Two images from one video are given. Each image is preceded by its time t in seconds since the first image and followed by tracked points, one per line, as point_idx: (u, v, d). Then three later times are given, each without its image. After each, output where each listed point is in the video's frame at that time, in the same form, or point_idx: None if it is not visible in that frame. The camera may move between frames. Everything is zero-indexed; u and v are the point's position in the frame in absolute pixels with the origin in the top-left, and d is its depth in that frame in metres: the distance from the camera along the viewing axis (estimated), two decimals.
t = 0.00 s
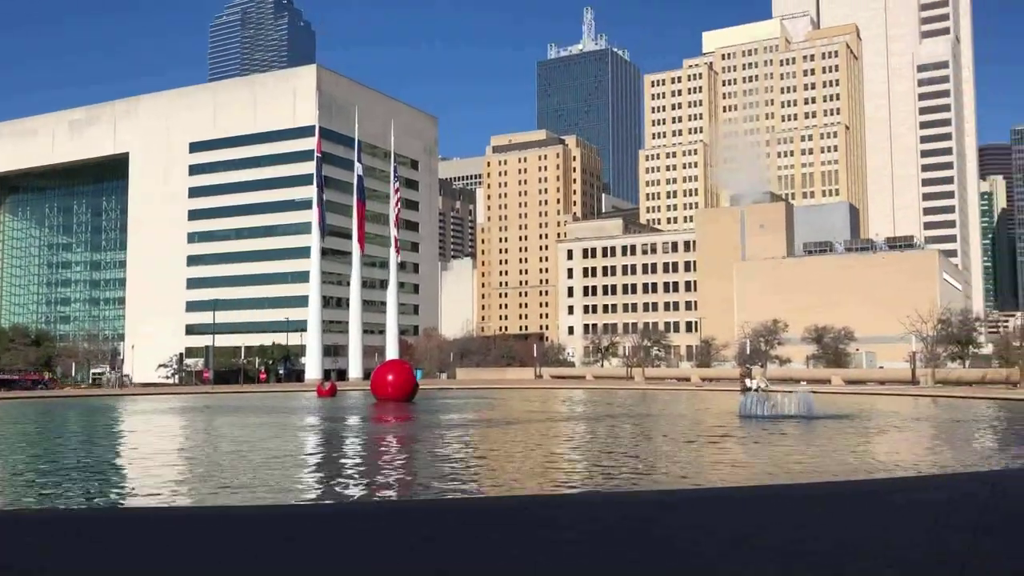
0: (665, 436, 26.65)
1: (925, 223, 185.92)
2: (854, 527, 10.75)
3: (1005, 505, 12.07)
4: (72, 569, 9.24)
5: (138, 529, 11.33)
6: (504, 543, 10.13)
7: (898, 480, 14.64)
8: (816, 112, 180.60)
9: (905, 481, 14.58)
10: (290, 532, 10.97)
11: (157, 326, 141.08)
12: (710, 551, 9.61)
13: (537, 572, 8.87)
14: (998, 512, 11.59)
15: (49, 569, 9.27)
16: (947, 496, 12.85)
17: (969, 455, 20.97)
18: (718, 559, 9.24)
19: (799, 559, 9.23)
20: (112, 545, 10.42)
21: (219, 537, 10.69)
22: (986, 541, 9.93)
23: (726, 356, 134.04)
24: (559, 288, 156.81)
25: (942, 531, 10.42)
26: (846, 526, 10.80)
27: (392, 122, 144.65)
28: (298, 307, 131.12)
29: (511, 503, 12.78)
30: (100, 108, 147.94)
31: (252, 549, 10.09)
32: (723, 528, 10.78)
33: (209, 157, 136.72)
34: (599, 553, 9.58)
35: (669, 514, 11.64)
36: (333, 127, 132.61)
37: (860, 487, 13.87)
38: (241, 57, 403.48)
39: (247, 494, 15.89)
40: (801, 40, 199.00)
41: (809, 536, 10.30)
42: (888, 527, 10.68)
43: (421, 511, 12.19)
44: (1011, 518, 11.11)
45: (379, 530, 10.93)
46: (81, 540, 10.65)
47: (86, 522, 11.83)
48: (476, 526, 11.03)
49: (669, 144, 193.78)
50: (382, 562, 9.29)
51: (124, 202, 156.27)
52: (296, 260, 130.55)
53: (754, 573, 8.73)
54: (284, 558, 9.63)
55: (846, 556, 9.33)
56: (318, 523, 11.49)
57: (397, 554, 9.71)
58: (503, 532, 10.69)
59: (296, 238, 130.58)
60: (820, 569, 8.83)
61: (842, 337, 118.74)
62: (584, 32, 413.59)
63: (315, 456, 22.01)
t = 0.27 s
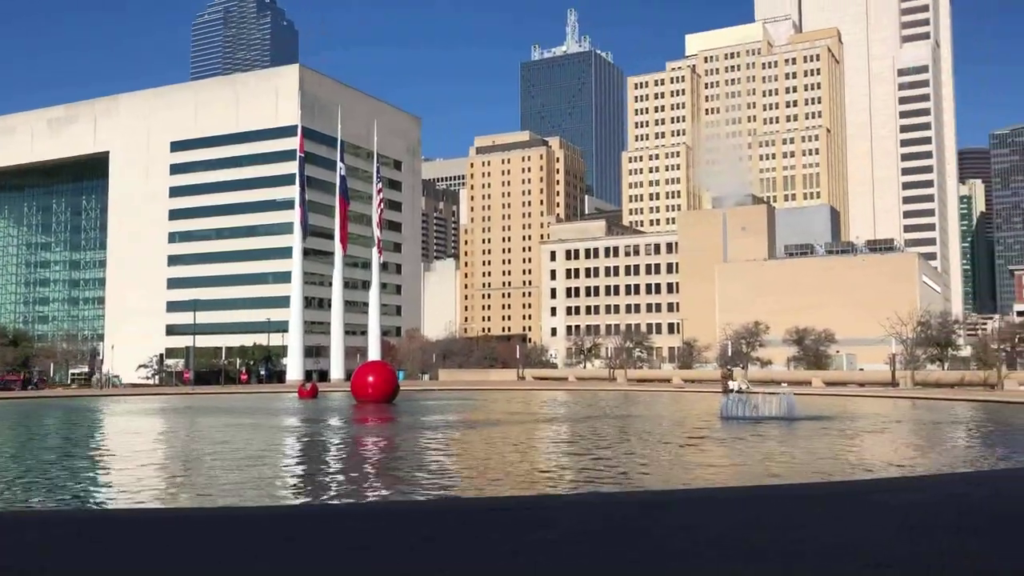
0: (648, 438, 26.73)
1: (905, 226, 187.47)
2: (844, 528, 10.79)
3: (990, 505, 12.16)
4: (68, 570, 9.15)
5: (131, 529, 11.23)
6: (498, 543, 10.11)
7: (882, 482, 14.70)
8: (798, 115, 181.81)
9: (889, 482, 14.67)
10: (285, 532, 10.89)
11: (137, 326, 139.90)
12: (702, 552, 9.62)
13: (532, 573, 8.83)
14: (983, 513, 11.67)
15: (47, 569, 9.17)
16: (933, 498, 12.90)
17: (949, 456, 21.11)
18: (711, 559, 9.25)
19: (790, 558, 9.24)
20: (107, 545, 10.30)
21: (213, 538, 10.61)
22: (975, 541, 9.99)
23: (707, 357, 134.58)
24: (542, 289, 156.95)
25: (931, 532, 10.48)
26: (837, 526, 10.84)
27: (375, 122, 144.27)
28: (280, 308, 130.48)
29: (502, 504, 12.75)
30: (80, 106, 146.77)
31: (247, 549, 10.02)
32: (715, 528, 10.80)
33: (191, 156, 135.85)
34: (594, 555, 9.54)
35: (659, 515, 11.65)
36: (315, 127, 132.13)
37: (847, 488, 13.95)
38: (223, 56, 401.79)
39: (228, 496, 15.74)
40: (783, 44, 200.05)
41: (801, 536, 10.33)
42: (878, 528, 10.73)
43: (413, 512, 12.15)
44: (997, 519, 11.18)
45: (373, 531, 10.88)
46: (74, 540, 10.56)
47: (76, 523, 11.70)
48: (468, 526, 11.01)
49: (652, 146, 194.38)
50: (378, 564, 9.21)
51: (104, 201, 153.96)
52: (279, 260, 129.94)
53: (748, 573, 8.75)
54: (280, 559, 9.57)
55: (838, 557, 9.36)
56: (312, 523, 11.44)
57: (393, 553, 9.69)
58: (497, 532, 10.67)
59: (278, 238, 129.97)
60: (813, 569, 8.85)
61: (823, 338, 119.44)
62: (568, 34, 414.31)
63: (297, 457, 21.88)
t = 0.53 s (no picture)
0: (631, 439, 26.87)
1: (885, 228, 188.95)
2: (835, 528, 10.89)
3: (972, 505, 12.31)
4: (68, 570, 9.17)
5: (121, 530, 11.16)
6: (490, 544, 10.16)
7: (866, 482, 14.83)
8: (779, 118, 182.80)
9: (877, 483, 14.82)
10: (277, 533, 10.92)
11: (117, 327, 139.11)
12: (690, 551, 9.70)
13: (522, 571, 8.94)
14: (965, 512, 11.83)
15: (46, 569, 9.19)
16: (913, 497, 13.05)
17: (930, 457, 21.26)
18: (699, 560, 9.33)
19: (781, 559, 9.34)
20: (103, 547, 10.24)
21: (207, 539, 10.61)
22: (961, 541, 10.11)
23: (689, 359, 135.14)
24: (525, 291, 157.07)
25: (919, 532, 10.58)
26: (828, 526, 10.94)
27: (358, 123, 143.89)
28: (262, 309, 129.90)
29: (490, 505, 12.77)
30: (60, 104, 145.67)
31: (243, 550, 10.02)
32: (702, 528, 10.89)
33: (171, 156, 135.11)
34: (582, 554, 9.61)
35: (649, 516, 11.75)
36: (298, 128, 131.60)
37: (835, 488, 14.07)
38: (205, 56, 400.20)
39: (211, 498, 15.67)
40: (764, 47, 200.93)
41: (787, 535, 10.45)
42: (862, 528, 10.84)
43: (405, 513, 12.15)
44: (981, 519, 11.32)
45: (364, 531, 10.92)
46: (69, 542, 10.52)
47: (66, 525, 11.62)
48: (460, 528, 11.05)
49: (634, 148, 194.81)
50: (371, 563, 9.26)
51: (84, 201, 153.43)
52: (261, 261, 129.39)
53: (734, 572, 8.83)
54: (277, 558, 9.60)
55: (826, 556, 9.44)
56: (305, 523, 11.46)
57: (387, 554, 9.69)
58: (486, 533, 10.71)
59: (260, 238, 129.44)
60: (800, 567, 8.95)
61: (803, 339, 120.18)
62: (550, 35, 414.80)
63: (280, 459, 21.80)
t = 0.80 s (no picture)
0: (613, 439, 26.85)
1: (869, 229, 189.98)
2: (808, 527, 10.93)
3: (942, 505, 12.32)
4: (40, 570, 9.21)
5: (92, 532, 11.12)
6: (456, 545, 10.12)
7: (839, 482, 14.83)
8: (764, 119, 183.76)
9: (854, 482, 14.85)
10: (249, 534, 10.85)
11: (100, 329, 138.29)
12: (655, 551, 9.69)
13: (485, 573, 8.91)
14: (932, 511, 11.85)
15: (19, 569, 9.22)
16: (884, 497, 13.06)
17: (908, 457, 21.33)
18: (663, 560, 9.33)
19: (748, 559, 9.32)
20: (71, 549, 10.15)
21: (175, 541, 10.54)
22: (928, 541, 10.11)
23: (675, 359, 135.44)
24: (511, 291, 157.06)
25: (885, 531, 10.59)
26: (800, 526, 10.97)
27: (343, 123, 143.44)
28: (246, 310, 129.33)
29: (461, 507, 12.73)
30: (42, 105, 144.72)
31: (212, 551, 9.94)
32: (670, 528, 10.89)
33: (155, 157, 134.37)
34: (546, 555, 9.58)
35: (619, 516, 11.73)
36: (282, 129, 131.09)
37: (811, 488, 14.09)
38: (190, 57, 398.59)
39: (191, 501, 15.60)
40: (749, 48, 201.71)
41: (755, 535, 10.44)
42: (829, 528, 10.85)
43: (380, 513, 12.15)
44: (949, 518, 11.34)
45: (335, 532, 10.88)
46: (39, 544, 10.44)
47: (35, 527, 11.52)
48: (430, 529, 10.99)
49: (620, 149, 195.13)
50: (336, 565, 9.20)
51: (66, 202, 152.38)
52: (245, 262, 128.82)
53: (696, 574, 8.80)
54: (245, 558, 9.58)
55: (790, 555, 9.44)
56: (277, 525, 11.40)
57: (353, 555, 9.65)
58: (454, 533, 10.67)
59: (244, 240, 128.94)
60: (762, 568, 8.95)
61: (789, 339, 120.52)
62: (537, 36, 415.04)
63: (262, 461, 21.68)
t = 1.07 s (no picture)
0: (603, 439, 26.92)
1: (857, 228, 190.82)
2: (798, 526, 10.96)
3: (931, 503, 12.37)
4: (34, 570, 9.26)
5: (85, 531, 11.13)
6: (449, 545, 10.11)
7: (829, 480, 14.89)
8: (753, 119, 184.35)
9: (844, 481, 14.94)
10: (242, 536, 10.82)
11: (88, 330, 137.71)
12: (648, 552, 9.70)
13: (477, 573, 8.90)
14: (922, 509, 11.91)
15: (14, 568, 9.29)
16: (874, 496, 13.11)
17: (898, 455, 21.39)
18: (655, 560, 9.34)
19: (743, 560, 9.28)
20: (62, 551, 10.07)
21: (167, 542, 10.50)
22: (918, 540, 10.15)
23: (664, 359, 135.70)
24: (501, 291, 157.12)
25: (877, 530, 10.63)
26: (792, 525, 10.99)
27: (331, 123, 143.12)
28: (235, 311, 128.89)
29: (453, 507, 12.71)
30: (28, 105, 144.10)
31: (204, 553, 9.91)
32: (663, 527, 10.90)
33: (143, 157, 133.81)
34: (538, 556, 9.58)
35: (611, 516, 11.73)
36: (270, 129, 130.68)
37: (800, 487, 14.20)
38: (176, 58, 397.98)
39: (182, 502, 15.61)
40: (737, 48, 202.28)
41: (745, 535, 10.47)
42: (820, 527, 10.88)
43: (374, 513, 12.19)
44: (940, 516, 11.37)
45: (329, 533, 10.86)
46: (31, 546, 10.40)
47: (25, 529, 11.47)
48: (422, 530, 10.98)
49: (609, 149, 195.49)
50: (327, 566, 9.18)
51: (53, 203, 151.50)
52: (234, 263, 128.43)
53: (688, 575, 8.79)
54: (239, 560, 9.54)
55: (781, 555, 9.46)
56: (269, 526, 11.36)
57: (345, 556, 9.61)
58: (446, 535, 10.66)
59: (233, 240, 128.52)
60: (757, 568, 8.93)
61: (777, 339, 120.85)
62: (526, 36, 415.41)
63: (252, 463, 21.55)
